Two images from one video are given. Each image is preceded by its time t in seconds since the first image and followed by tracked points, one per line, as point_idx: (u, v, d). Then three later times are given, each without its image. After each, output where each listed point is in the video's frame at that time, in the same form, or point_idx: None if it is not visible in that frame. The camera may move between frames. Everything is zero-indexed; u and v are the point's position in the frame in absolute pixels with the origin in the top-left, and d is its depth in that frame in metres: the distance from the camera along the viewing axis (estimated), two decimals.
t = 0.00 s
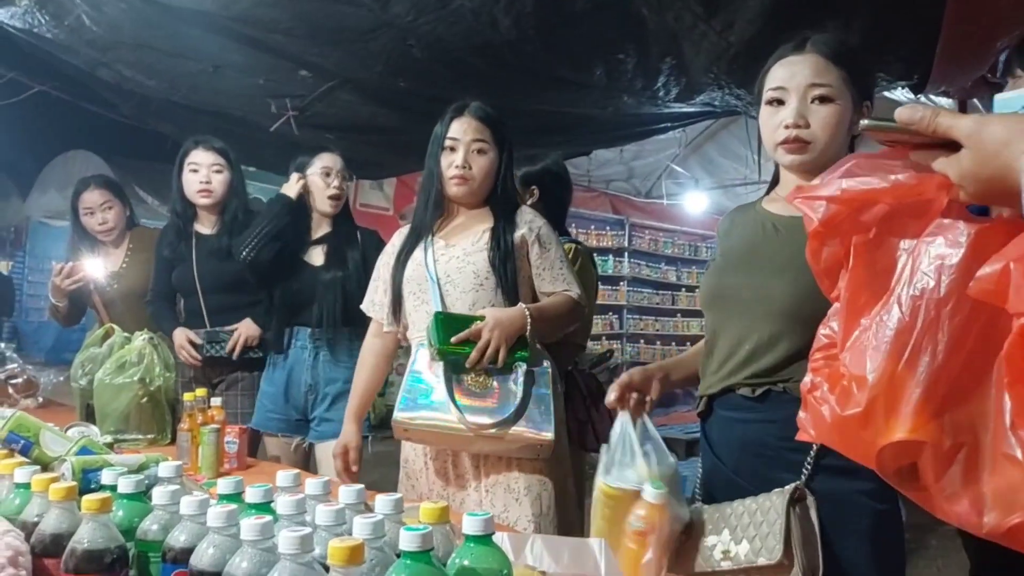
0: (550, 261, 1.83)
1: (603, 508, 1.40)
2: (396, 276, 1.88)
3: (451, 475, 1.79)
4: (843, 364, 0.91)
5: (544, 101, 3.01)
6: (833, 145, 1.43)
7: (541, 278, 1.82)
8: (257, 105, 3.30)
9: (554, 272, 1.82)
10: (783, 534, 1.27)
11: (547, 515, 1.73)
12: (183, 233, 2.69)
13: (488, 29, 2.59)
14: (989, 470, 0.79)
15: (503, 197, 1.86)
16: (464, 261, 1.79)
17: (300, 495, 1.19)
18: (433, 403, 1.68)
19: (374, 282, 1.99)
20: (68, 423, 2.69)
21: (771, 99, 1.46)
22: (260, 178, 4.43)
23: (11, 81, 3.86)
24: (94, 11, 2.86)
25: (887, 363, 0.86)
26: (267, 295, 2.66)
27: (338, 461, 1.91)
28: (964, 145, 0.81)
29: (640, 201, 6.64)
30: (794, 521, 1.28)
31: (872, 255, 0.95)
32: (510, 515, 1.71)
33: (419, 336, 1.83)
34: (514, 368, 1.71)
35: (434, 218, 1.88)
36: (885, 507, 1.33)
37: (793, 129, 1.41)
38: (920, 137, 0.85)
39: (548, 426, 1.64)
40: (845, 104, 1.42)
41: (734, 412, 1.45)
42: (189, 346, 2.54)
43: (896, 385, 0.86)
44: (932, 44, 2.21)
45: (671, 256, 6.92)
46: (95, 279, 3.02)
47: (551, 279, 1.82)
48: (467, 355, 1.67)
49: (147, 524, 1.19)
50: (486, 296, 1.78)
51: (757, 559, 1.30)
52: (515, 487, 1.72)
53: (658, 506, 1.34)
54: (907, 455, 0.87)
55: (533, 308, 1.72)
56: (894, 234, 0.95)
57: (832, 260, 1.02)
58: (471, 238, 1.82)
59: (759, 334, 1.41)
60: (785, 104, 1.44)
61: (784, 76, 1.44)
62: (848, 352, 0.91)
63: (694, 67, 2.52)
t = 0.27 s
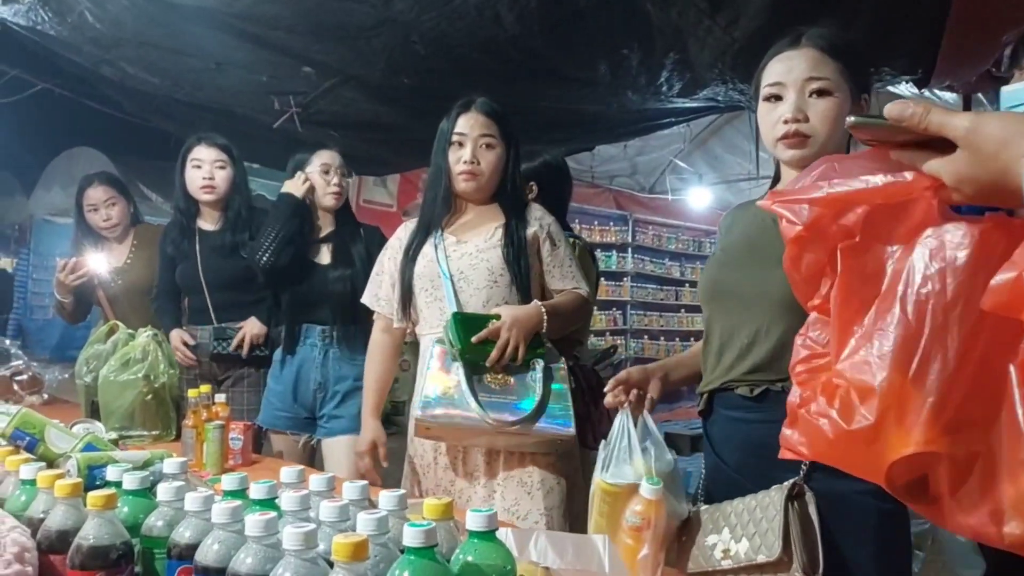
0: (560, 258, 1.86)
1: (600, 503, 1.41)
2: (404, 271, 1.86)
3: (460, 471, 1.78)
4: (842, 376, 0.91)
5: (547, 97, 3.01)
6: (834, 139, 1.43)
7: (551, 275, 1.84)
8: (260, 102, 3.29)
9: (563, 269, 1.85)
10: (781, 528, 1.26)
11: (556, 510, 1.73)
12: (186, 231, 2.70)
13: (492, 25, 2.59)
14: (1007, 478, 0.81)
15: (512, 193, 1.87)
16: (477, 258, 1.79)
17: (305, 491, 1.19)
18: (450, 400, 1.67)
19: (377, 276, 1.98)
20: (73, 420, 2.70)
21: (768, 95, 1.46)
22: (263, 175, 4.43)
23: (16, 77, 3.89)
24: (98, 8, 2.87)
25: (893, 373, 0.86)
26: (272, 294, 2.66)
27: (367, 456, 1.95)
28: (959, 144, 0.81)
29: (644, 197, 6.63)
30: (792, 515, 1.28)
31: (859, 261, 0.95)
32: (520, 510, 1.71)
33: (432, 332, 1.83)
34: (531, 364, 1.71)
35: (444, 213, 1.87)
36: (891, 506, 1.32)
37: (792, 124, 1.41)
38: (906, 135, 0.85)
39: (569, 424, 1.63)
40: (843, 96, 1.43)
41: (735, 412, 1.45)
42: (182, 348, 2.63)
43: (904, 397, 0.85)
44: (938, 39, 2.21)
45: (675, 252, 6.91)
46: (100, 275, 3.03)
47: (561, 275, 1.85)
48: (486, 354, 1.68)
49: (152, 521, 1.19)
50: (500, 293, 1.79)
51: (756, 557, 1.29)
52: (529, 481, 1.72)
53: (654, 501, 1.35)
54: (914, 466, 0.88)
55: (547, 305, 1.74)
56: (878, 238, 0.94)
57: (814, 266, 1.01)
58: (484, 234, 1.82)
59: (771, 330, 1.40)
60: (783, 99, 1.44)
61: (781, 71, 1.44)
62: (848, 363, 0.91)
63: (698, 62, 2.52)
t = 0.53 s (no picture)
0: (566, 254, 1.85)
1: (601, 496, 1.42)
2: (412, 266, 1.87)
3: (469, 467, 1.79)
4: (870, 385, 1.00)
5: (550, 93, 3.01)
6: (834, 134, 1.43)
7: (558, 271, 1.84)
8: (264, 98, 3.30)
9: (570, 265, 1.85)
10: (786, 526, 1.26)
11: (565, 505, 1.73)
12: (189, 227, 2.69)
13: (494, 21, 2.60)
14: None
15: (519, 189, 1.88)
16: (485, 255, 1.80)
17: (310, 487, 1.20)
18: (459, 398, 1.67)
19: (382, 271, 1.99)
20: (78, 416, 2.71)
21: (768, 90, 1.46)
22: (267, 172, 4.44)
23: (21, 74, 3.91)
24: (102, 5, 2.88)
25: (918, 379, 0.96)
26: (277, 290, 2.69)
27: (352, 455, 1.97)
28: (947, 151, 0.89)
29: (647, 193, 6.62)
30: (796, 512, 1.28)
31: (876, 274, 1.04)
32: (528, 505, 1.71)
33: (439, 330, 1.84)
34: (539, 361, 1.72)
35: (450, 209, 1.88)
36: (892, 502, 1.33)
37: (792, 119, 1.42)
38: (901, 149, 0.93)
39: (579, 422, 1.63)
40: (844, 91, 1.43)
41: (737, 408, 1.45)
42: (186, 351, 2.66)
43: (929, 399, 0.95)
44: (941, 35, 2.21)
45: (678, 248, 6.91)
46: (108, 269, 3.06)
47: (567, 271, 1.85)
48: (496, 353, 1.70)
49: (159, 515, 1.20)
50: (508, 290, 1.81)
51: (761, 554, 1.28)
52: (537, 475, 1.72)
53: (653, 489, 1.36)
54: (947, 466, 0.97)
55: (555, 303, 1.75)
56: (894, 252, 1.03)
57: (832, 279, 1.09)
58: (491, 231, 1.82)
59: (775, 327, 1.39)
60: (784, 94, 1.44)
61: (781, 66, 1.44)
62: (875, 372, 1.00)
63: (701, 59, 2.52)
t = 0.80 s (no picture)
0: (569, 250, 1.85)
1: (601, 490, 1.42)
2: (415, 262, 1.87)
3: (472, 463, 1.79)
4: (900, 375, 0.98)
5: (551, 88, 3.01)
6: (834, 131, 1.43)
7: (561, 266, 1.84)
8: (264, 94, 3.29)
9: (573, 262, 1.84)
10: (795, 520, 1.26)
11: (567, 501, 1.73)
12: (191, 223, 2.69)
13: (494, 15, 2.60)
14: None
15: (523, 185, 1.87)
16: (488, 251, 1.79)
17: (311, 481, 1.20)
18: (462, 394, 1.66)
19: (383, 265, 1.98)
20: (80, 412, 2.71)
21: (767, 87, 1.45)
22: (268, 168, 4.44)
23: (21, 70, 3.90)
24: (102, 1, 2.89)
25: (945, 368, 0.94)
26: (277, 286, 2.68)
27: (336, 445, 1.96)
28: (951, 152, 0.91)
29: (648, 189, 6.61)
30: (803, 506, 1.29)
31: (902, 267, 1.03)
32: (529, 501, 1.71)
33: (442, 325, 1.84)
34: (542, 357, 1.71)
35: (454, 204, 1.86)
36: (896, 494, 1.34)
37: (794, 116, 1.41)
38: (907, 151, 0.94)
39: (579, 418, 1.63)
40: (844, 88, 1.42)
41: (740, 402, 1.44)
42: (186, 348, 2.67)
43: (958, 387, 0.94)
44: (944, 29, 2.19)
45: (680, 244, 6.90)
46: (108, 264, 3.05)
47: (570, 267, 1.84)
48: (497, 349, 1.68)
49: (159, 510, 1.20)
50: (510, 286, 1.80)
51: (769, 549, 1.27)
52: (538, 471, 1.72)
53: (653, 479, 1.36)
54: (978, 455, 0.95)
55: (557, 298, 1.74)
56: (919, 246, 1.02)
57: (861, 274, 1.07)
58: (494, 227, 1.82)
59: (778, 321, 1.39)
60: (784, 92, 1.43)
61: (780, 63, 1.43)
62: (904, 363, 0.98)
63: (701, 52, 2.51)
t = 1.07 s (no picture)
0: (571, 250, 1.84)
1: (595, 491, 1.44)
2: (416, 260, 1.87)
3: (470, 461, 1.79)
4: (899, 345, 1.00)
5: (551, 87, 3.01)
6: (827, 133, 1.44)
7: (561, 266, 1.84)
8: (265, 93, 3.29)
9: (574, 261, 1.84)
10: (803, 518, 1.26)
11: (565, 499, 1.73)
12: (194, 221, 2.71)
13: (494, 15, 2.60)
14: None
15: (525, 183, 1.87)
16: (488, 249, 1.80)
17: (310, 481, 1.20)
18: (460, 392, 1.67)
19: (386, 263, 1.98)
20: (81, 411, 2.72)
21: (761, 89, 1.44)
22: (268, 166, 4.44)
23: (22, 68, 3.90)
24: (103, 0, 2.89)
25: (941, 343, 0.95)
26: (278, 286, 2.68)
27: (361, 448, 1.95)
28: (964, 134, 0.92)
29: (649, 186, 6.60)
30: (811, 505, 1.29)
31: (914, 240, 1.03)
32: (526, 500, 1.72)
33: (443, 322, 1.84)
34: (540, 356, 1.71)
35: (455, 203, 1.86)
36: (897, 490, 1.35)
37: (790, 119, 1.41)
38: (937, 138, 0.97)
39: (577, 417, 1.63)
40: (836, 91, 1.43)
41: (741, 399, 1.44)
42: (178, 329, 2.72)
43: (953, 362, 0.94)
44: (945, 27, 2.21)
45: (680, 241, 6.90)
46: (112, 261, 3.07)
47: (571, 267, 1.84)
48: (495, 348, 1.69)
49: (159, 510, 1.20)
50: (511, 285, 1.80)
51: (776, 546, 1.28)
52: (536, 470, 1.72)
53: (641, 474, 1.37)
54: (968, 428, 0.97)
55: (557, 297, 1.74)
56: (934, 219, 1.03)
57: (876, 243, 1.09)
58: (495, 226, 1.82)
59: (779, 319, 1.39)
60: (778, 94, 1.43)
61: (775, 66, 1.43)
62: (903, 333, 0.99)
63: (702, 51, 2.51)
